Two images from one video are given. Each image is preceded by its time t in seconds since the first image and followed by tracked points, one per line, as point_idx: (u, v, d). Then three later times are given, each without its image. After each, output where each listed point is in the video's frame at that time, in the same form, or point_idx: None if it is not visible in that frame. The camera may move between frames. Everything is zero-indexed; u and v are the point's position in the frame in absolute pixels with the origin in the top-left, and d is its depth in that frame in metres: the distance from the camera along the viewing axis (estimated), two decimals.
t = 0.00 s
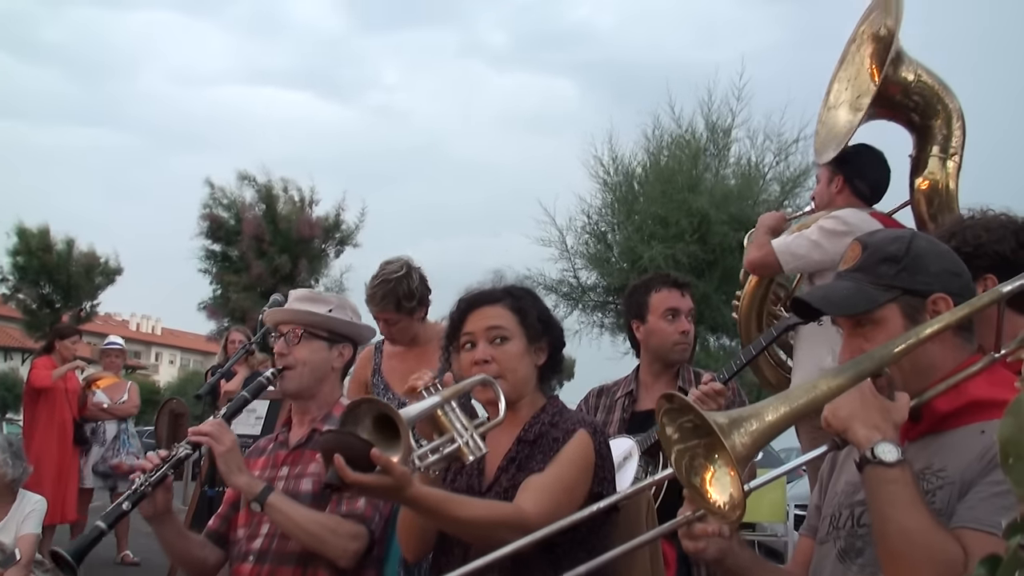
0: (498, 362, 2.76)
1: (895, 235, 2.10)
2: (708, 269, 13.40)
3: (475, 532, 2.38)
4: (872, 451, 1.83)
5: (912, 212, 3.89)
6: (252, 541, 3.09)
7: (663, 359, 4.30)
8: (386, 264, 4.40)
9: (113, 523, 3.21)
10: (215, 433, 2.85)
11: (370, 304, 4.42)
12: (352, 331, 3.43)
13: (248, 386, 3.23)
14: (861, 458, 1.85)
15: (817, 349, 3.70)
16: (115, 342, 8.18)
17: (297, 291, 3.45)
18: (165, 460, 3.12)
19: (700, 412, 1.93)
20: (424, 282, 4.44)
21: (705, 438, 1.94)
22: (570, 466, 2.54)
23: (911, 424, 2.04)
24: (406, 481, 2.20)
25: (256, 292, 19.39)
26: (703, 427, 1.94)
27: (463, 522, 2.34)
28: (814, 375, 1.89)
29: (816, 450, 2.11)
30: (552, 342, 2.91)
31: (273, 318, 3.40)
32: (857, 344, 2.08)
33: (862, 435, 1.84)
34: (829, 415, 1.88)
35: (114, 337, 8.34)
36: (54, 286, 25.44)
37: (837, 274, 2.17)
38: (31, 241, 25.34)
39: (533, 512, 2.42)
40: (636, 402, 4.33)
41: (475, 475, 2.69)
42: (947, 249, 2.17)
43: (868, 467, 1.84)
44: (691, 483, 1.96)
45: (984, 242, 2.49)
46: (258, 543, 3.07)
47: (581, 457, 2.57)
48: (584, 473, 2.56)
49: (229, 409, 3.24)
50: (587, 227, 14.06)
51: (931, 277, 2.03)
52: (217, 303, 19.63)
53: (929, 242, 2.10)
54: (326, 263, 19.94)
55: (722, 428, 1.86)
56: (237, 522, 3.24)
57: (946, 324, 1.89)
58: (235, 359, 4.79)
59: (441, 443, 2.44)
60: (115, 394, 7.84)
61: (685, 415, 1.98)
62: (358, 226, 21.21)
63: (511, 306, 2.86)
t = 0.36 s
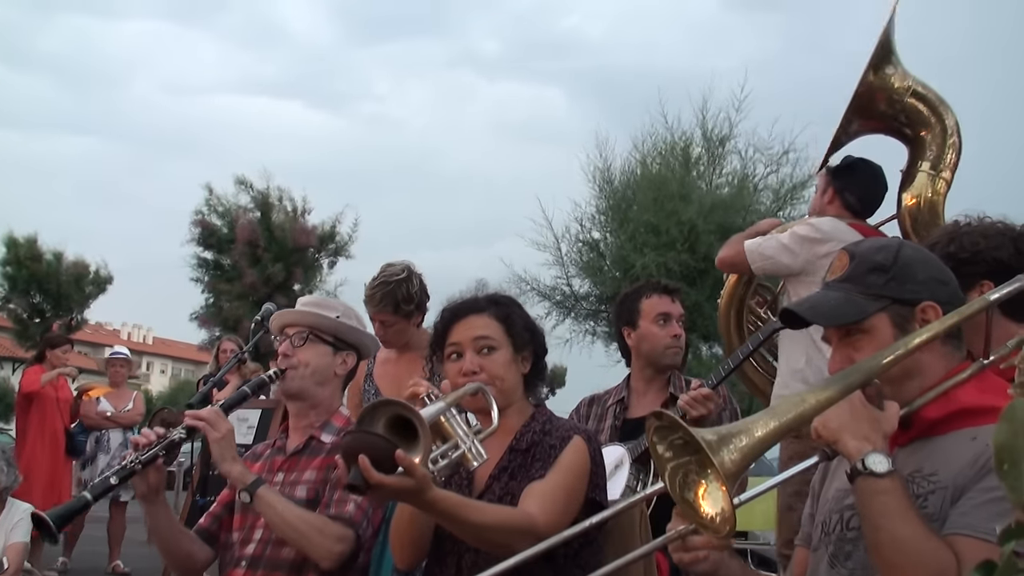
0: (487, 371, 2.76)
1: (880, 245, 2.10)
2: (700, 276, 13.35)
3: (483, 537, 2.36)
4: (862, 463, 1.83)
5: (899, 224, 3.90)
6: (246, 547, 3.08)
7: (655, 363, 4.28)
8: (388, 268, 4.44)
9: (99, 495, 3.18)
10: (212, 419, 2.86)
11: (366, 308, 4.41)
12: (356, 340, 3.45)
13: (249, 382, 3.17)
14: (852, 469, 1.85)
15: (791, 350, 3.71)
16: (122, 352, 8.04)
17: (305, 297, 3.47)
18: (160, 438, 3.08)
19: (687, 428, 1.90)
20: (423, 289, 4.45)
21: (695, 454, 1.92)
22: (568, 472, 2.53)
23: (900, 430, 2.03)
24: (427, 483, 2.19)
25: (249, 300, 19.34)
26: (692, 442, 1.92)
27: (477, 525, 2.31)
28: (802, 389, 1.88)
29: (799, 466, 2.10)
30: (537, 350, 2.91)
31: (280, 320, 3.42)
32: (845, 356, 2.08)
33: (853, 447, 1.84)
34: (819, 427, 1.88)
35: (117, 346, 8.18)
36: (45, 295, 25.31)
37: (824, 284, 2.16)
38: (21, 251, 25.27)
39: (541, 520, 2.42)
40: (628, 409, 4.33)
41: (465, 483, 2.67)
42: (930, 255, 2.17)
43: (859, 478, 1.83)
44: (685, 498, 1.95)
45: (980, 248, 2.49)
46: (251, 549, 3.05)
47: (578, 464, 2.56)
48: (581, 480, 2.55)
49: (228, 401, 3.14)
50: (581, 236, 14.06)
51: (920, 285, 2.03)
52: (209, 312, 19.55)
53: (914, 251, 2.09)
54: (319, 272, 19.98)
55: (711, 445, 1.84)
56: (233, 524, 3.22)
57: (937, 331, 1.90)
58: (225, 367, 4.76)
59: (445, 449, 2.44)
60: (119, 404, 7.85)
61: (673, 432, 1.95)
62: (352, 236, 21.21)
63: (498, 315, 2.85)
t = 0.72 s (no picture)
0: (479, 380, 2.76)
1: (870, 256, 2.09)
2: (694, 285, 13.36)
3: (473, 547, 2.35)
4: (851, 476, 1.82)
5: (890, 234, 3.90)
6: (240, 553, 3.07)
7: (653, 369, 4.27)
8: (393, 272, 4.42)
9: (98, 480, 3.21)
10: (214, 413, 2.90)
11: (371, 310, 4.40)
12: (361, 351, 3.42)
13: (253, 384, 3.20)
14: (841, 483, 1.84)
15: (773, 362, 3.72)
16: (125, 359, 7.98)
17: (314, 303, 3.45)
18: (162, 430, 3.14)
19: (676, 449, 1.91)
20: (428, 296, 4.46)
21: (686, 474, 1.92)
22: (561, 480, 2.52)
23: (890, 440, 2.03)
24: (416, 492, 2.17)
25: (244, 307, 19.31)
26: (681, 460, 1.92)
27: (471, 535, 2.30)
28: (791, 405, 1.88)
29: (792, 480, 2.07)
30: (532, 358, 2.89)
31: (285, 324, 3.40)
32: (835, 367, 2.07)
33: (842, 459, 1.84)
34: (809, 442, 1.88)
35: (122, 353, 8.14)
36: (39, 302, 25.26)
37: (813, 295, 2.15)
38: (15, 257, 25.20)
39: (532, 529, 2.40)
40: (621, 415, 4.32)
41: (460, 493, 2.67)
42: (923, 266, 2.16)
43: (848, 492, 1.82)
44: (677, 519, 1.94)
45: (975, 258, 2.49)
46: (245, 555, 3.04)
47: (571, 472, 2.55)
48: (574, 489, 2.54)
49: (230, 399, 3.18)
50: (576, 244, 14.07)
51: (908, 297, 2.03)
52: (204, 318, 19.52)
53: (902, 261, 2.09)
54: (314, 279, 19.97)
55: (698, 465, 1.84)
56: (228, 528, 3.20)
57: (922, 342, 1.89)
58: (219, 375, 4.72)
59: (437, 457, 2.43)
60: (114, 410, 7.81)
61: (661, 452, 1.96)
62: (347, 243, 21.21)
63: (490, 322, 2.84)
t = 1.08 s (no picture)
0: (475, 385, 2.76)
1: (869, 259, 2.10)
2: (693, 290, 13.32)
3: (466, 553, 2.35)
4: (852, 480, 1.82)
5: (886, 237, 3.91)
6: (239, 557, 3.07)
7: (647, 372, 4.28)
8: (395, 285, 4.45)
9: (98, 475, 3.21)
10: (215, 413, 2.93)
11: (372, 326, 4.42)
12: (364, 355, 3.43)
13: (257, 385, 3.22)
14: (843, 487, 1.84)
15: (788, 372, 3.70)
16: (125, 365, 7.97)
17: (317, 309, 3.45)
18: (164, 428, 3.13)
19: (675, 454, 1.94)
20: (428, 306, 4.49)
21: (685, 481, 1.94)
22: (557, 484, 2.53)
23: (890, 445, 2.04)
24: (400, 499, 2.16)
25: (242, 311, 19.28)
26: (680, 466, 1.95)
27: (463, 539, 2.31)
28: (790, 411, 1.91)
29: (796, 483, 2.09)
30: (530, 361, 2.90)
31: (289, 328, 3.40)
32: (836, 372, 2.08)
33: (842, 464, 1.84)
34: (809, 445, 1.88)
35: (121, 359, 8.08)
36: (37, 306, 25.24)
37: (813, 299, 2.16)
38: (13, 261, 25.15)
39: (525, 532, 2.41)
40: (619, 420, 4.32)
41: (458, 498, 2.67)
42: (919, 269, 2.17)
43: (849, 496, 1.82)
44: (676, 526, 1.95)
45: (975, 262, 2.49)
46: (244, 559, 3.04)
47: (567, 476, 2.56)
48: (569, 493, 2.55)
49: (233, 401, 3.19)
50: (575, 249, 14.07)
51: (907, 301, 2.04)
52: (202, 322, 19.50)
53: (901, 265, 2.09)
54: (312, 283, 19.95)
55: (698, 469, 1.88)
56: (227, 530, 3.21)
57: (923, 346, 1.90)
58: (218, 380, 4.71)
59: (427, 463, 2.45)
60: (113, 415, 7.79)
61: (661, 459, 1.99)
62: (345, 247, 21.21)
63: (487, 327, 2.85)
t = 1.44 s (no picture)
0: (472, 387, 2.77)
1: (876, 263, 2.10)
2: (695, 293, 13.37)
3: (454, 552, 2.36)
4: (861, 486, 1.82)
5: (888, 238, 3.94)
6: (238, 557, 3.06)
7: (644, 375, 4.28)
8: (356, 276, 4.49)
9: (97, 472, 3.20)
10: (215, 412, 2.91)
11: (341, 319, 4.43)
12: (363, 355, 3.43)
13: (257, 385, 3.22)
14: (850, 493, 1.84)
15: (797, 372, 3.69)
16: (119, 361, 7.95)
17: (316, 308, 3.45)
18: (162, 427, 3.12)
19: (686, 454, 1.93)
20: (393, 294, 4.45)
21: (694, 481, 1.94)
22: (551, 486, 2.53)
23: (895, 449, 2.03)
24: (385, 499, 2.21)
25: (242, 312, 19.29)
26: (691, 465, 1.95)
27: (444, 539, 2.32)
28: (799, 413, 1.90)
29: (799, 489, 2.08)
30: (528, 362, 2.90)
31: (286, 327, 3.39)
32: (842, 375, 2.08)
33: (850, 469, 1.84)
34: (817, 450, 1.87)
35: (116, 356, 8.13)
36: (36, 305, 25.23)
37: (818, 302, 2.16)
38: (12, 260, 25.14)
39: (514, 533, 2.41)
40: (619, 422, 4.32)
41: (456, 499, 2.67)
42: (923, 273, 2.18)
43: (856, 503, 1.82)
44: (686, 527, 1.95)
45: (977, 266, 2.49)
46: (244, 558, 3.04)
47: (563, 478, 2.56)
48: (564, 495, 2.55)
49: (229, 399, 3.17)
50: (575, 252, 14.08)
51: (915, 305, 2.04)
52: (201, 322, 19.52)
53: (908, 270, 2.10)
54: (312, 284, 19.95)
55: (711, 471, 1.87)
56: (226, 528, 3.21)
57: (930, 353, 1.90)
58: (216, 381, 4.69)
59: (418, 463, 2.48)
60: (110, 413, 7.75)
61: (670, 458, 1.97)
62: (346, 249, 21.21)
63: (482, 328, 2.86)
